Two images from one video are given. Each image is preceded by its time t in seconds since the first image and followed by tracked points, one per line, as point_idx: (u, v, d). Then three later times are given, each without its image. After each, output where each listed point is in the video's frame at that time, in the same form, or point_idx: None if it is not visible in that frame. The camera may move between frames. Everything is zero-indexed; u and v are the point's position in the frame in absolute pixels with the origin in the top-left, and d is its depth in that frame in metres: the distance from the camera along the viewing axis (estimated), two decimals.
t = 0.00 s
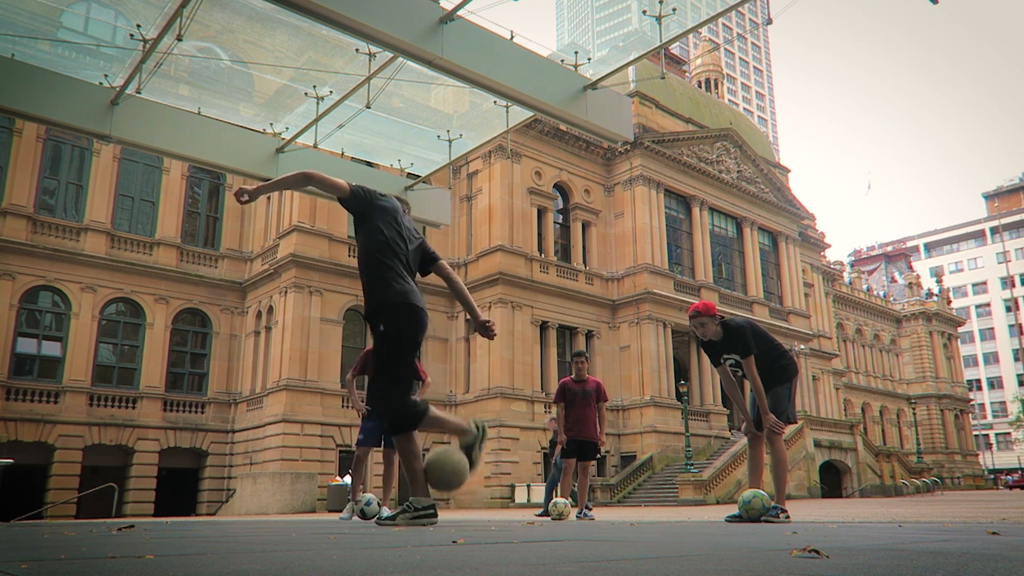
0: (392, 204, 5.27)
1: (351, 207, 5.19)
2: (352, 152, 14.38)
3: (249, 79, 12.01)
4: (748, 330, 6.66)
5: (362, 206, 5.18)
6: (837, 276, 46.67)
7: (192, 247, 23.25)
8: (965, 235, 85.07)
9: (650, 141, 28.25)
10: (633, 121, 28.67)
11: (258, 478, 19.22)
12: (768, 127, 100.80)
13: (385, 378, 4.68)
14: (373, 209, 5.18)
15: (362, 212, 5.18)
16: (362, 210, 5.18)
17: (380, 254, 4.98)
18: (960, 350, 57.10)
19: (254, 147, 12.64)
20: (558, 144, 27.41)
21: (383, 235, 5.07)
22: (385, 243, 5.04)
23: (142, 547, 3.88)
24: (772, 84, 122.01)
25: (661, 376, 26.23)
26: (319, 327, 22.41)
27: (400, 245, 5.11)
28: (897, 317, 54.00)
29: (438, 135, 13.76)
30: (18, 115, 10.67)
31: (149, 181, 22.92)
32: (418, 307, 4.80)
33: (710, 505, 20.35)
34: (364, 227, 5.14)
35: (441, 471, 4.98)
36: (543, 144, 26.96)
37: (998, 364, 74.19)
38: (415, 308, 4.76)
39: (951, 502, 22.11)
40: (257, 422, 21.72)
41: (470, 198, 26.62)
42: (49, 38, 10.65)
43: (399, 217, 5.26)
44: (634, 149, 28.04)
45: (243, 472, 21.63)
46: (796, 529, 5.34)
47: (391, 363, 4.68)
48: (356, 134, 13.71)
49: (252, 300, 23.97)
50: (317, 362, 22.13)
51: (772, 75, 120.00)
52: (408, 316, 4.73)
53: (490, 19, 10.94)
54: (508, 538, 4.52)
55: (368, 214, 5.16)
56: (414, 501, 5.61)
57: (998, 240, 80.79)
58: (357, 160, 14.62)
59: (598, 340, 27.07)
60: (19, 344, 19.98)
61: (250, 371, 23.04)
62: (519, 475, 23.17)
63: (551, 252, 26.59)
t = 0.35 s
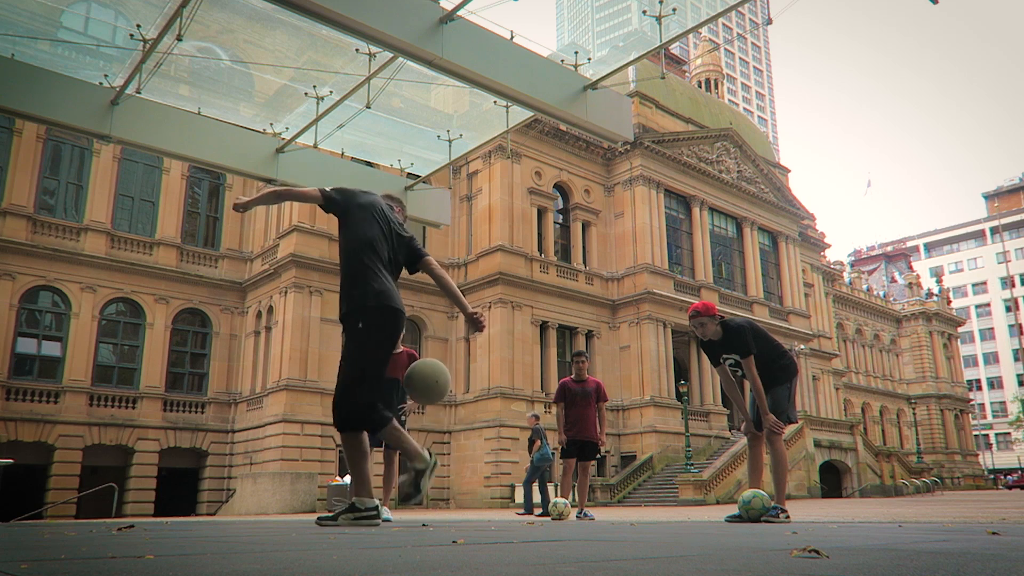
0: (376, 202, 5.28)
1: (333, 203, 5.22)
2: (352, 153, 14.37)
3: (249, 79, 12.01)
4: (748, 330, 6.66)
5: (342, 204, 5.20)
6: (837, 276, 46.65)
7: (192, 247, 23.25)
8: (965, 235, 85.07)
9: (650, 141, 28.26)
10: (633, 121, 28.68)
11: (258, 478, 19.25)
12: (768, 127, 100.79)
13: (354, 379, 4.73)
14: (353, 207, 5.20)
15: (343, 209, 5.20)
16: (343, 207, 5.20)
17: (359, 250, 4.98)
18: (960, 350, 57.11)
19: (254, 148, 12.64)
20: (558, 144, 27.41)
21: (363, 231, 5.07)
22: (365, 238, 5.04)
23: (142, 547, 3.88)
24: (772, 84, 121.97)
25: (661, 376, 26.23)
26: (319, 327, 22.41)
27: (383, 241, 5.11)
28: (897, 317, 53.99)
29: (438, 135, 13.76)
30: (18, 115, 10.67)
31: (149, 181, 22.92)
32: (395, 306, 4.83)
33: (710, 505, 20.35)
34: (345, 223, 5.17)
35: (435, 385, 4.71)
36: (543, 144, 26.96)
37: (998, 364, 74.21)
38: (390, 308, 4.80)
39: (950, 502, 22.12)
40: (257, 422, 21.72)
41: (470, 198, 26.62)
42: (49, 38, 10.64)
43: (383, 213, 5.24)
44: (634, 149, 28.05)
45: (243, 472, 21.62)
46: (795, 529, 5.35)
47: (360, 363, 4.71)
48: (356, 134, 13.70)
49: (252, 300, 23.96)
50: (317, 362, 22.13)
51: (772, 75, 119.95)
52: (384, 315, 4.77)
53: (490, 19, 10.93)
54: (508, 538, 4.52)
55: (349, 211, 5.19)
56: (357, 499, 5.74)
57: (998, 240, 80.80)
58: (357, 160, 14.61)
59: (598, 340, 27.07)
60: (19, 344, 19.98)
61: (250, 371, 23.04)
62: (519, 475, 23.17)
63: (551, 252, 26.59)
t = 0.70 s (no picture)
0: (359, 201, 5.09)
1: (318, 209, 5.10)
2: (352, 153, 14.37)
3: (249, 79, 12.00)
4: (748, 330, 6.66)
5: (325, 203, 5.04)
6: (837, 276, 46.65)
7: (192, 247, 23.25)
8: (965, 235, 85.07)
9: (650, 142, 28.27)
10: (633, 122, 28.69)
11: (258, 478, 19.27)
12: (768, 127, 100.83)
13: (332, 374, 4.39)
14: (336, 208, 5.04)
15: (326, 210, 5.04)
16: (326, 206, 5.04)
17: (330, 251, 4.79)
18: (960, 350, 57.12)
19: (254, 148, 12.64)
20: (558, 144, 27.41)
21: (336, 230, 4.86)
22: (338, 239, 4.83)
23: (142, 547, 3.88)
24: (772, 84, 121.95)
25: (661, 376, 26.23)
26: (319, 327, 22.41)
27: (363, 240, 4.89)
28: (897, 317, 53.99)
29: (438, 135, 13.76)
30: (18, 115, 10.66)
31: (149, 181, 22.92)
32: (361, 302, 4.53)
33: (710, 505, 20.35)
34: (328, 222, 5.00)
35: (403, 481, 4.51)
36: (543, 144, 26.96)
37: (998, 364, 74.22)
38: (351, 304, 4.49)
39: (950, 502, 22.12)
40: (257, 422, 21.72)
41: (470, 198, 26.62)
42: (49, 38, 10.63)
43: (367, 212, 5.01)
44: (634, 149, 28.05)
45: (243, 472, 21.62)
46: (796, 529, 5.35)
47: (336, 358, 4.41)
48: (356, 134, 13.70)
49: (252, 300, 23.96)
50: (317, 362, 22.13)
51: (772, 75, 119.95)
52: (347, 316, 4.48)
53: (490, 19, 10.93)
54: (509, 538, 4.52)
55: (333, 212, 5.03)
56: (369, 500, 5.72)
57: (998, 240, 80.80)
58: (357, 160, 14.60)
59: (598, 341, 27.07)
60: (19, 344, 19.98)
61: (250, 371, 23.04)
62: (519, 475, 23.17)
63: (551, 252, 26.60)
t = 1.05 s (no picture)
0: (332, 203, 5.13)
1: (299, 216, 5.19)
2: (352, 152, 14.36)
3: (249, 79, 12.01)
4: (748, 330, 6.65)
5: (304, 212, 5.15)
6: (837, 276, 46.63)
7: (192, 247, 23.25)
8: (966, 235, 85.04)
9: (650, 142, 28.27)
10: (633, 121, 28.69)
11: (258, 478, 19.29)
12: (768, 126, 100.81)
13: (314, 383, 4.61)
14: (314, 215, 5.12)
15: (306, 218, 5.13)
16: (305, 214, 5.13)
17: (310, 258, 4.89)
18: (960, 350, 57.12)
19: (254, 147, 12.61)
20: (558, 144, 27.41)
21: (313, 237, 4.95)
22: (315, 244, 4.91)
23: (142, 547, 3.88)
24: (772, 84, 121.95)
25: (661, 376, 26.22)
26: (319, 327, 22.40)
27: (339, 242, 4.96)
28: (897, 317, 53.98)
29: (438, 135, 13.76)
30: (18, 115, 10.67)
31: (149, 181, 22.93)
32: (344, 308, 4.69)
33: (710, 505, 20.34)
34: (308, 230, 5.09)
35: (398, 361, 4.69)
36: (543, 144, 26.96)
37: (998, 364, 74.23)
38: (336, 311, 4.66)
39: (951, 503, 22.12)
40: (257, 422, 21.72)
41: (470, 198, 26.62)
42: (49, 38, 10.64)
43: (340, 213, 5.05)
44: (634, 149, 28.05)
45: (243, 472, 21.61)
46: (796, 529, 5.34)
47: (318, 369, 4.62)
48: (356, 134, 13.69)
49: (252, 300, 23.96)
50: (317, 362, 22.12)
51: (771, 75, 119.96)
52: (332, 323, 4.66)
53: (490, 19, 10.94)
54: (509, 538, 4.51)
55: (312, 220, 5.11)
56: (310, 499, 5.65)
57: (998, 240, 80.78)
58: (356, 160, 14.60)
59: (598, 341, 27.06)
60: (19, 344, 19.99)
61: (250, 371, 23.04)
62: (519, 475, 23.16)
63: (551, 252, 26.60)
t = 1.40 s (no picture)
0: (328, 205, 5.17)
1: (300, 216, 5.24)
2: (352, 152, 14.35)
3: (249, 78, 12.01)
4: (749, 330, 6.65)
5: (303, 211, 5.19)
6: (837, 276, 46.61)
7: (192, 247, 23.25)
8: (966, 235, 85.04)
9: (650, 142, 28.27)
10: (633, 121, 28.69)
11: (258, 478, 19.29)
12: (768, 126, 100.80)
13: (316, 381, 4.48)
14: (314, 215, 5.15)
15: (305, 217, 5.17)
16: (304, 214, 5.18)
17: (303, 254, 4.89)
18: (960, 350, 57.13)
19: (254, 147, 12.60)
20: (558, 143, 27.41)
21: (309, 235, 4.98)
22: (310, 242, 4.93)
23: (142, 547, 3.88)
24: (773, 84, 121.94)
25: (661, 376, 26.23)
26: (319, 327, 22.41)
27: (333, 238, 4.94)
28: (897, 317, 53.98)
29: (438, 135, 13.76)
30: (17, 115, 10.67)
31: (149, 181, 22.93)
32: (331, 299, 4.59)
33: (710, 505, 20.34)
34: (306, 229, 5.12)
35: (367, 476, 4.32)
36: (543, 144, 26.96)
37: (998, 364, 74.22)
38: (320, 300, 4.57)
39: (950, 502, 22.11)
40: (257, 422, 21.71)
41: (470, 198, 26.62)
42: (49, 38, 10.64)
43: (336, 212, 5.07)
44: (634, 149, 28.06)
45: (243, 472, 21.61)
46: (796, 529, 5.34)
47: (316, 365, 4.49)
48: (356, 134, 13.69)
49: (252, 300, 23.95)
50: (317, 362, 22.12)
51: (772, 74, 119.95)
52: (319, 311, 4.54)
53: (490, 19, 10.94)
54: (509, 538, 4.51)
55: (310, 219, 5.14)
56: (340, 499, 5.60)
57: (998, 240, 80.76)
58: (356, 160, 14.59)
59: (598, 341, 27.07)
60: (19, 344, 20.00)
61: (250, 371, 23.03)
62: (519, 475, 23.16)
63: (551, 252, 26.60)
